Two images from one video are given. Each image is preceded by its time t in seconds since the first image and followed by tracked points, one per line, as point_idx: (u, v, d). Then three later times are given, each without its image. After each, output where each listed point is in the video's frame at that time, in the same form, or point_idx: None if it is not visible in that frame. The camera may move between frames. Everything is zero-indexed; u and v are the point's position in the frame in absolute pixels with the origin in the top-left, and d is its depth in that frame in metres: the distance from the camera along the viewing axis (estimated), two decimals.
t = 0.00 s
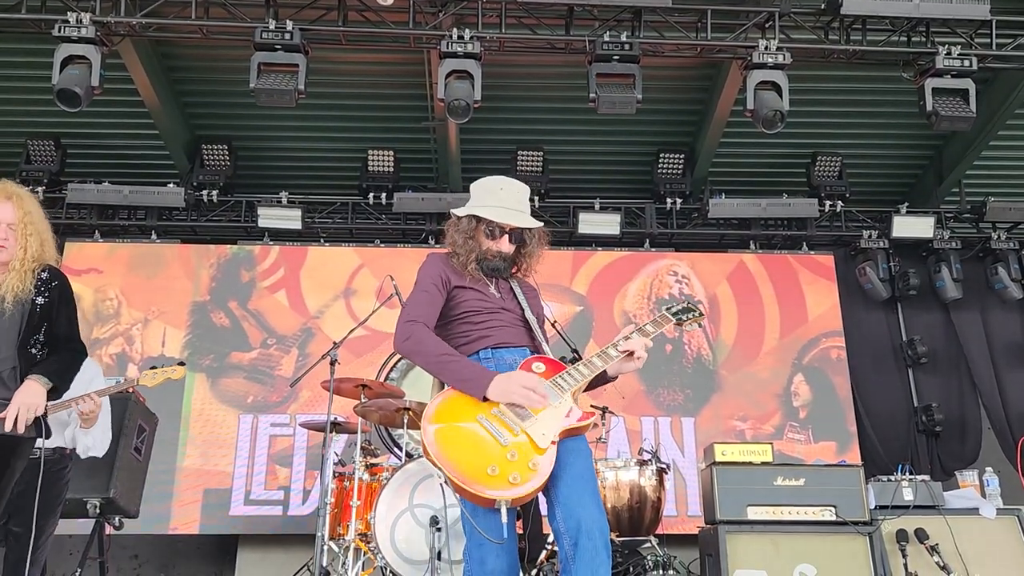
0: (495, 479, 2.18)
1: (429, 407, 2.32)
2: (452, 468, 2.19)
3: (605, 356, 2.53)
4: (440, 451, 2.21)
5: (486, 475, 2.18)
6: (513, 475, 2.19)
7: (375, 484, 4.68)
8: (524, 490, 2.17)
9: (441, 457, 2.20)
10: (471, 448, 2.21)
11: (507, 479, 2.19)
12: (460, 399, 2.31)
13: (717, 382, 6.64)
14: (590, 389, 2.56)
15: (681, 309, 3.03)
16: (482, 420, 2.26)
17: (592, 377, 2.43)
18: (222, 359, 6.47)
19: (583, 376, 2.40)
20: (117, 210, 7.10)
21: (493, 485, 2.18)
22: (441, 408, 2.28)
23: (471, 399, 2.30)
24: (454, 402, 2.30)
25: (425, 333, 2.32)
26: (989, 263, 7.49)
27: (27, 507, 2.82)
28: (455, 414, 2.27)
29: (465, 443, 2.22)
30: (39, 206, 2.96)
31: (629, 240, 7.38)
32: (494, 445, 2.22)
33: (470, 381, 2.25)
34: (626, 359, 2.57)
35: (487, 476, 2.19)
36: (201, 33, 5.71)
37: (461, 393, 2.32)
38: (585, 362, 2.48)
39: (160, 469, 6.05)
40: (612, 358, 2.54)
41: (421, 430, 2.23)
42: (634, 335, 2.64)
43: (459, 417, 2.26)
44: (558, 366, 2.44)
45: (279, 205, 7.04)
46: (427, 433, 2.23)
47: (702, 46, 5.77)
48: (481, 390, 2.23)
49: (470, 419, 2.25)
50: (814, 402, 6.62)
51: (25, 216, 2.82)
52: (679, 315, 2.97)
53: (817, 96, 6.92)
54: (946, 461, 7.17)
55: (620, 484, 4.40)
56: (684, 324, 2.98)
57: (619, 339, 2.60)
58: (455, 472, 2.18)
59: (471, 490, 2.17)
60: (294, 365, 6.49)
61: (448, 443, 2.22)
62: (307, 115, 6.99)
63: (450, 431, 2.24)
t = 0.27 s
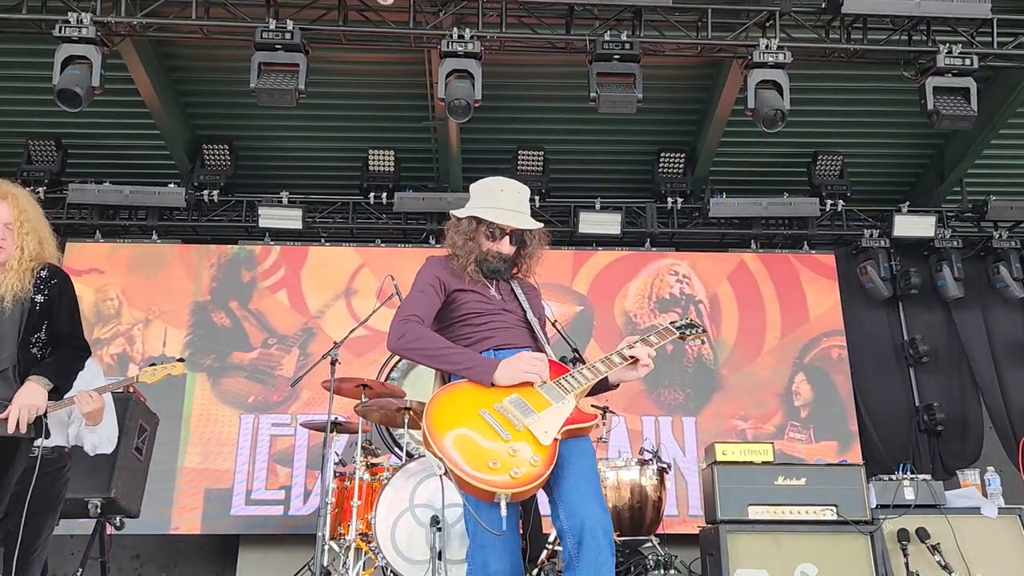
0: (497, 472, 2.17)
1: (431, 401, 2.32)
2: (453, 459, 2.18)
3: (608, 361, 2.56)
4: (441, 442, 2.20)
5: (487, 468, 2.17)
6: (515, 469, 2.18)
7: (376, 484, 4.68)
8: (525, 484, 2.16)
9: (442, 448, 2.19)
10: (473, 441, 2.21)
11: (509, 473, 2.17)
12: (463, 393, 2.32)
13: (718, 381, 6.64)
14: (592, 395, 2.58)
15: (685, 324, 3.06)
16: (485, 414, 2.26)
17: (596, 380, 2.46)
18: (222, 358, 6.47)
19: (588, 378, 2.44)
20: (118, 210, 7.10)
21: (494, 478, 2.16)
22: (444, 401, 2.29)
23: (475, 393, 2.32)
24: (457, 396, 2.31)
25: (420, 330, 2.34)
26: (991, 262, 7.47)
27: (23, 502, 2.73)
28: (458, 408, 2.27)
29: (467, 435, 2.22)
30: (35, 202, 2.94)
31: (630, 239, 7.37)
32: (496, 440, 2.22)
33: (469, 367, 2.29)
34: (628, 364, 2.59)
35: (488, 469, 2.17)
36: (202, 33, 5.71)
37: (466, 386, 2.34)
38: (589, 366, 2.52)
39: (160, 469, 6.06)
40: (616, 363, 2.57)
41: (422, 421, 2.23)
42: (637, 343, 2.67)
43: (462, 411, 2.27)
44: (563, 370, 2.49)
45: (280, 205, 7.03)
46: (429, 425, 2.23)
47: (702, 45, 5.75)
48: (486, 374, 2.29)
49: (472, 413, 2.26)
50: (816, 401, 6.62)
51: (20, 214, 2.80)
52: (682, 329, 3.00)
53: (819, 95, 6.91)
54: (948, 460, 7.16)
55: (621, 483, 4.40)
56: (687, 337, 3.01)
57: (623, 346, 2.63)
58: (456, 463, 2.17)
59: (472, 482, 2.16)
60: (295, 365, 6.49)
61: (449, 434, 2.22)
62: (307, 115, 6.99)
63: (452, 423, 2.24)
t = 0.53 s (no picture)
0: (498, 470, 2.18)
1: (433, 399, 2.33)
2: (452, 455, 2.19)
3: (609, 360, 2.55)
4: (443, 440, 2.21)
5: (489, 467, 2.18)
6: (516, 468, 2.19)
7: (377, 483, 4.68)
8: (526, 483, 2.16)
9: (444, 446, 2.20)
10: (474, 439, 2.22)
11: (510, 471, 2.18)
12: (464, 391, 2.33)
13: (720, 380, 6.64)
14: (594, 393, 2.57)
15: (685, 322, 3.06)
16: (486, 413, 2.27)
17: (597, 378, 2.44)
18: (224, 359, 6.48)
19: (589, 376, 2.42)
20: (120, 210, 7.11)
21: (496, 476, 2.17)
22: (446, 399, 2.30)
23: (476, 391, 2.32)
24: (459, 394, 2.32)
25: (427, 328, 2.34)
26: (993, 261, 7.47)
27: (27, 503, 2.55)
28: (460, 406, 2.28)
29: (469, 434, 2.23)
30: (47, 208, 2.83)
31: (631, 239, 7.37)
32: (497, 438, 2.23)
33: (474, 373, 2.27)
34: (631, 362, 2.57)
35: (489, 468, 2.18)
36: (203, 34, 5.72)
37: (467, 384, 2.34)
38: (591, 364, 2.50)
39: (162, 469, 6.06)
40: (619, 360, 2.56)
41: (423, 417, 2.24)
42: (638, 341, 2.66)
43: (464, 409, 2.28)
44: (564, 367, 2.46)
45: (281, 205, 7.03)
46: (431, 423, 2.24)
47: (703, 44, 5.75)
48: (491, 380, 2.26)
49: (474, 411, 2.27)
50: (817, 401, 6.61)
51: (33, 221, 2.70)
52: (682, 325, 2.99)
53: (820, 94, 6.90)
54: (950, 459, 7.15)
55: (622, 483, 4.40)
56: (687, 334, 3.00)
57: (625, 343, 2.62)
58: (457, 461, 2.18)
59: (473, 480, 2.17)
60: (297, 365, 6.49)
61: (449, 429, 2.24)
62: (308, 115, 7.00)
63: (453, 421, 2.25)
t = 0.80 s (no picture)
0: (494, 484, 2.19)
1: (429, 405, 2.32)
2: (447, 468, 2.20)
3: (605, 350, 2.52)
4: (438, 454, 2.21)
5: (485, 480, 2.19)
6: (512, 480, 2.20)
7: (379, 484, 4.67)
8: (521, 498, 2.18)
9: (439, 459, 2.21)
10: (470, 451, 2.22)
11: (506, 485, 2.20)
12: (460, 397, 2.31)
13: (721, 380, 6.63)
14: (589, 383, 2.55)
15: (680, 294, 3.01)
16: (482, 422, 2.26)
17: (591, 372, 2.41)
18: (225, 359, 6.48)
19: (582, 374, 2.37)
20: (121, 211, 7.12)
21: (491, 490, 2.19)
22: (442, 406, 2.29)
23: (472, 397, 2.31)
24: (455, 400, 2.30)
25: (435, 317, 2.33)
26: (994, 261, 7.46)
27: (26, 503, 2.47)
28: (456, 415, 2.27)
29: (464, 445, 2.23)
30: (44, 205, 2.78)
31: (633, 238, 7.37)
32: (493, 449, 2.23)
33: (476, 376, 2.25)
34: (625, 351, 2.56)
35: (485, 481, 2.20)
36: (204, 35, 5.73)
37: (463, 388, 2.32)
38: (585, 357, 2.46)
39: (164, 470, 6.07)
40: (613, 350, 2.53)
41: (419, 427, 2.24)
42: (632, 326, 2.63)
43: (459, 417, 2.27)
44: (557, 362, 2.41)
45: (282, 205, 7.04)
46: (426, 434, 2.24)
47: (704, 44, 5.75)
48: (489, 384, 2.24)
49: (470, 420, 2.26)
50: (819, 401, 6.61)
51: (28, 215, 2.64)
52: (677, 300, 2.95)
53: (821, 94, 6.90)
54: (951, 459, 7.15)
55: (624, 483, 4.40)
56: (682, 309, 2.97)
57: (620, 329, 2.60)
58: (453, 475, 2.20)
59: (469, 494, 2.19)
60: (298, 365, 6.50)
61: (445, 440, 2.23)
62: (309, 116, 7.00)
63: (448, 432, 2.24)
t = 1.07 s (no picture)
0: (494, 483, 2.20)
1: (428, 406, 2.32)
2: (447, 468, 2.21)
3: (604, 349, 2.52)
4: (439, 453, 2.22)
5: (486, 479, 2.20)
6: (512, 479, 2.20)
7: (380, 484, 4.68)
8: (522, 495, 2.18)
9: (440, 458, 2.22)
10: (470, 450, 2.23)
11: (507, 483, 2.20)
12: (460, 397, 2.31)
13: (722, 381, 6.64)
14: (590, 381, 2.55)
15: (680, 296, 3.00)
16: (482, 420, 2.27)
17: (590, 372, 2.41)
18: (226, 360, 6.49)
19: (582, 372, 2.38)
20: (122, 212, 7.13)
21: (492, 489, 2.20)
22: (442, 406, 2.29)
23: (470, 397, 2.31)
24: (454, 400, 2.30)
25: (433, 319, 2.32)
26: (995, 261, 7.46)
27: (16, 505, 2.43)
28: (455, 414, 2.28)
29: (464, 444, 2.24)
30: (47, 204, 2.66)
31: (633, 239, 7.37)
32: (494, 448, 2.24)
33: (475, 376, 2.25)
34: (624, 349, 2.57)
35: (486, 480, 2.20)
36: (205, 36, 5.73)
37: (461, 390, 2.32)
38: (584, 356, 2.46)
39: (165, 471, 6.07)
40: (611, 349, 2.53)
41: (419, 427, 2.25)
42: (631, 326, 2.63)
43: (459, 417, 2.28)
44: (557, 361, 2.42)
45: (283, 206, 7.05)
46: (426, 433, 2.24)
47: (704, 45, 5.75)
48: (487, 386, 2.25)
49: (470, 419, 2.27)
50: (820, 401, 6.60)
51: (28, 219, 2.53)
52: (677, 302, 2.94)
53: (821, 94, 6.90)
54: (952, 459, 7.16)
55: (625, 483, 4.40)
56: (682, 310, 2.96)
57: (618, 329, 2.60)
58: (454, 474, 2.20)
59: (470, 493, 2.19)
60: (299, 366, 6.50)
61: (445, 440, 2.24)
62: (310, 116, 7.00)
63: (448, 431, 2.25)
